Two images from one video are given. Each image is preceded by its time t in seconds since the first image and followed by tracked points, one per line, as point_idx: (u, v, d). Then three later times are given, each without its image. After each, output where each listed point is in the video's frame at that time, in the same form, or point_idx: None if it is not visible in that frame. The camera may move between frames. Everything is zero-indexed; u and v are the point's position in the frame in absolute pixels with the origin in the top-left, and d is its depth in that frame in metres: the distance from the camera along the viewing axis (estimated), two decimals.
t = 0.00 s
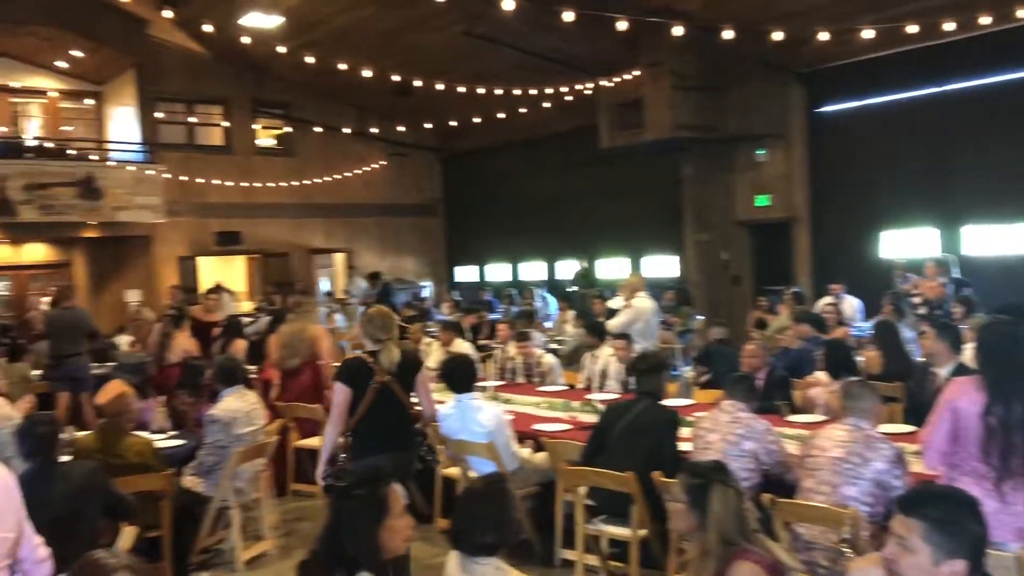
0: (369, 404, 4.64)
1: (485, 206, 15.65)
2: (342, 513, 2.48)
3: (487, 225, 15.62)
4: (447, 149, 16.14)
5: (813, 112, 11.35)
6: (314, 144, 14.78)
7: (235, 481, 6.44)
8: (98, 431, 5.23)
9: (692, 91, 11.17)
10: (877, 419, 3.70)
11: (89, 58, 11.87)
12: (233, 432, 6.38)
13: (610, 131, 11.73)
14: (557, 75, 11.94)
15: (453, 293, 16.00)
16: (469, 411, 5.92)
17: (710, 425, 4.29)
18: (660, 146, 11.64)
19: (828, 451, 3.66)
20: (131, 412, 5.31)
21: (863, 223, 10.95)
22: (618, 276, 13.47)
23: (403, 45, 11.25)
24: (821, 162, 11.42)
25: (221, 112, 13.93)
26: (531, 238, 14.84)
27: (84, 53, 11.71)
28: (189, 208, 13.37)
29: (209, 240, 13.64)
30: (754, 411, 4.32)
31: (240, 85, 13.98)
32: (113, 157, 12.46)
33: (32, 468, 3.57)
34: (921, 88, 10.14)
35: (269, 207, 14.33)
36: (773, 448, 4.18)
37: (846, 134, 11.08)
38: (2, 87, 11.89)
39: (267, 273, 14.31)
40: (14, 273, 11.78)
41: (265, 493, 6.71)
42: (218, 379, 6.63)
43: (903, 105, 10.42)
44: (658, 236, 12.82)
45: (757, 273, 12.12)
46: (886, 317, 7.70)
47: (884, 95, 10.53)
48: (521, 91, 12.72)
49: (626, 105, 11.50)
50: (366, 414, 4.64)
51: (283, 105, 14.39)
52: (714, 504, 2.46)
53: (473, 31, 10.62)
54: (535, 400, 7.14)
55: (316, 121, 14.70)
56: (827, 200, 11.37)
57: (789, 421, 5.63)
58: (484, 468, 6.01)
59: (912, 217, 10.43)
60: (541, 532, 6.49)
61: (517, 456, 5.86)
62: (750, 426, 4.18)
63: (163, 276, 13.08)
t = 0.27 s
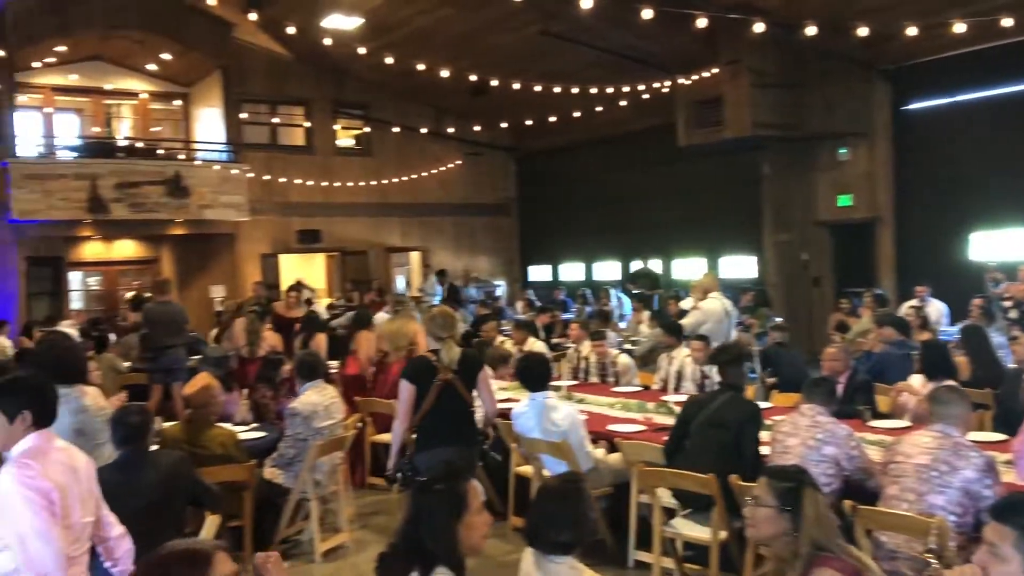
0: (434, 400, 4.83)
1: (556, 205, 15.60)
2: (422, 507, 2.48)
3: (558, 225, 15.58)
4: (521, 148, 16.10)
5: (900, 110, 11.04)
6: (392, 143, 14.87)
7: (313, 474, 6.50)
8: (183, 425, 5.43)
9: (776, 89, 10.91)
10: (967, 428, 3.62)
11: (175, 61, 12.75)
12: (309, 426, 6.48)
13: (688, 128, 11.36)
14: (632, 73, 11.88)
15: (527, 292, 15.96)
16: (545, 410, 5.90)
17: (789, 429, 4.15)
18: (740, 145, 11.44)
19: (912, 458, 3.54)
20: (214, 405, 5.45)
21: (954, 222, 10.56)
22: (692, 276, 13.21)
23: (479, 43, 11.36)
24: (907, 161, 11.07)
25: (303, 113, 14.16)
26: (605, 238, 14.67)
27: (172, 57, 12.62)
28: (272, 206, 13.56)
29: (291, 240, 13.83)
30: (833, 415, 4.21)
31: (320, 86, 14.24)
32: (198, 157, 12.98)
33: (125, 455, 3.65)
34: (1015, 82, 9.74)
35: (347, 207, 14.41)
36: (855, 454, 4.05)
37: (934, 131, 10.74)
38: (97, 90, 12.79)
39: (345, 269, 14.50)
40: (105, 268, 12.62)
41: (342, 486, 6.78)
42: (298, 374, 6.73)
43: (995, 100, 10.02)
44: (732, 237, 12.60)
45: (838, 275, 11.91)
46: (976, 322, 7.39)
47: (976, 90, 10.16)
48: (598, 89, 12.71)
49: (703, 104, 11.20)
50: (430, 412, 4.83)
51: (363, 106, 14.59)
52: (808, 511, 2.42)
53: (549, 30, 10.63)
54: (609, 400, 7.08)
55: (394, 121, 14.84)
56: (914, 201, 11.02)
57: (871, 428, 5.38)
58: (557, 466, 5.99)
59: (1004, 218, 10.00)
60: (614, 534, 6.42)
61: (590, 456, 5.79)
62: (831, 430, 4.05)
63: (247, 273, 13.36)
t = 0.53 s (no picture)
0: (483, 394, 5.09)
1: (609, 205, 15.55)
2: (480, 506, 2.50)
3: (611, 224, 15.55)
4: (574, 147, 16.03)
5: (965, 106, 10.75)
6: (447, 143, 14.95)
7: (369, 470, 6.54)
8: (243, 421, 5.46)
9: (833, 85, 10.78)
10: None
11: (235, 64, 13.03)
12: (365, 424, 6.49)
13: (744, 125, 11.22)
14: (686, 71, 11.79)
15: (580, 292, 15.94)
16: (597, 409, 5.82)
17: (848, 432, 4.03)
18: (799, 142, 11.26)
19: (978, 463, 3.46)
20: (273, 402, 5.48)
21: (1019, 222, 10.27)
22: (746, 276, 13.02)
23: (531, 41, 11.45)
24: (970, 159, 10.78)
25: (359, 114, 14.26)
26: (659, 238, 14.57)
27: (231, 58, 12.94)
28: (328, 206, 13.69)
29: (347, 239, 13.94)
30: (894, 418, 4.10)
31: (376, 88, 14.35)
32: (257, 159, 13.26)
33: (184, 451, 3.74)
34: None
35: (402, 208, 14.50)
36: (919, 458, 3.93)
37: (997, 129, 10.46)
38: (160, 93, 13.08)
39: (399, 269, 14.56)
40: (168, 267, 12.92)
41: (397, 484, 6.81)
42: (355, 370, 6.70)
43: None
44: (787, 236, 12.41)
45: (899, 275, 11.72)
46: None
47: None
48: (652, 88, 12.63)
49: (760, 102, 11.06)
50: (479, 404, 5.09)
51: (417, 107, 14.68)
52: (869, 517, 2.53)
53: (604, 29, 10.69)
54: (665, 401, 7.01)
55: (448, 121, 14.89)
56: (978, 200, 10.73)
57: (934, 431, 5.21)
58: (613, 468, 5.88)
59: None
60: (669, 536, 6.34)
61: (644, 455, 5.66)
62: (892, 434, 3.94)
63: (304, 273, 13.53)
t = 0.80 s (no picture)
0: (520, 388, 5.11)
1: (648, 205, 15.48)
2: (522, 508, 2.47)
3: (649, 224, 15.47)
4: (611, 148, 15.95)
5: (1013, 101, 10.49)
6: (484, 145, 14.96)
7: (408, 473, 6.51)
8: (285, 422, 5.46)
9: (877, 82, 10.59)
10: None
11: (275, 69, 13.18)
12: (405, 425, 6.47)
13: (785, 124, 11.11)
14: (724, 70, 11.70)
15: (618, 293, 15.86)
16: (637, 411, 5.67)
17: (893, 436, 3.91)
18: (844, 141, 11.07)
19: None
20: (315, 403, 5.47)
21: None
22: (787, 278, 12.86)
23: (569, 42, 11.48)
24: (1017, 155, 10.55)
25: (397, 118, 14.37)
26: (699, 238, 14.45)
27: (272, 65, 13.09)
28: (367, 209, 13.79)
29: (386, 241, 13.99)
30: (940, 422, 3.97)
31: (414, 91, 14.44)
32: (297, 163, 13.38)
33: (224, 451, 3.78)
34: None
35: (441, 210, 14.53)
36: (967, 462, 3.79)
37: None
38: (202, 98, 13.26)
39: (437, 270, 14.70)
40: (210, 270, 13.19)
41: (435, 485, 6.77)
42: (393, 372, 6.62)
43: None
44: (830, 235, 12.23)
45: (946, 275, 11.59)
46: None
47: None
48: (690, 88, 12.54)
49: (803, 99, 10.93)
50: (516, 399, 5.10)
51: (454, 109, 14.72)
52: (908, 523, 2.48)
53: (643, 29, 10.70)
54: (706, 404, 6.87)
55: (485, 123, 14.93)
56: None
57: (983, 434, 5.15)
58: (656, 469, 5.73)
59: None
60: (713, 542, 6.20)
61: (686, 458, 5.49)
62: (939, 437, 3.81)
63: (344, 275, 13.61)
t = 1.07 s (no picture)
0: (548, 388, 5.14)
1: (678, 208, 15.45)
2: (557, 513, 2.54)
3: (680, 226, 15.45)
4: (641, 150, 15.90)
5: None
6: (513, 149, 15.00)
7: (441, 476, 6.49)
8: (320, 424, 5.45)
9: (910, 82, 10.49)
10: None
11: (307, 75, 13.35)
12: (437, 429, 6.44)
13: (816, 126, 11.02)
14: (754, 71, 11.66)
15: (649, 296, 15.83)
16: (672, 414, 5.38)
17: (930, 439, 3.86)
18: (875, 141, 10.99)
19: None
20: (348, 406, 5.46)
21: None
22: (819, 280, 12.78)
23: (598, 45, 11.54)
24: None
25: (427, 123, 14.44)
26: (729, 240, 14.40)
27: (303, 71, 13.27)
28: (397, 213, 13.89)
29: (416, 245, 14.07)
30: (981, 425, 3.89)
31: (443, 96, 14.51)
32: (330, 168, 13.51)
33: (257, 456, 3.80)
34: None
35: (471, 214, 14.60)
36: (1007, 467, 3.73)
37: None
38: (236, 106, 13.44)
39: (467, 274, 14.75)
40: (244, 276, 13.24)
41: (469, 488, 6.74)
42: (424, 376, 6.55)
43: None
44: (862, 236, 12.11)
45: (981, 277, 11.35)
46: None
47: None
48: (720, 90, 12.50)
49: (833, 100, 10.87)
50: (543, 398, 5.14)
51: (484, 114, 14.76)
52: (922, 533, 2.44)
53: (671, 31, 10.75)
54: (739, 407, 6.77)
55: (514, 127, 14.97)
56: None
57: None
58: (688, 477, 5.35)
59: None
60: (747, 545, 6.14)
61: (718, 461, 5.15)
62: (977, 441, 3.75)
63: (376, 279, 13.70)
